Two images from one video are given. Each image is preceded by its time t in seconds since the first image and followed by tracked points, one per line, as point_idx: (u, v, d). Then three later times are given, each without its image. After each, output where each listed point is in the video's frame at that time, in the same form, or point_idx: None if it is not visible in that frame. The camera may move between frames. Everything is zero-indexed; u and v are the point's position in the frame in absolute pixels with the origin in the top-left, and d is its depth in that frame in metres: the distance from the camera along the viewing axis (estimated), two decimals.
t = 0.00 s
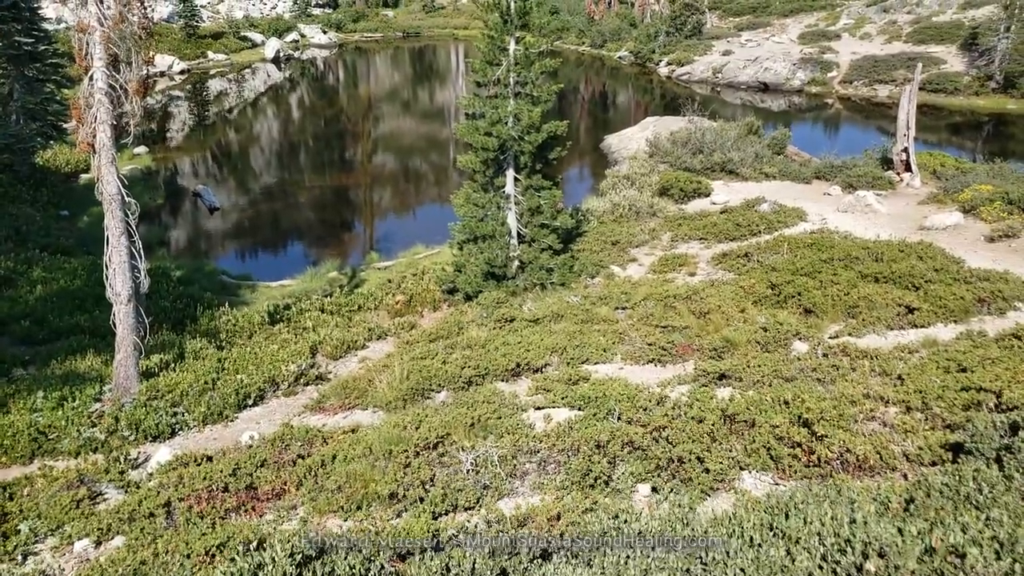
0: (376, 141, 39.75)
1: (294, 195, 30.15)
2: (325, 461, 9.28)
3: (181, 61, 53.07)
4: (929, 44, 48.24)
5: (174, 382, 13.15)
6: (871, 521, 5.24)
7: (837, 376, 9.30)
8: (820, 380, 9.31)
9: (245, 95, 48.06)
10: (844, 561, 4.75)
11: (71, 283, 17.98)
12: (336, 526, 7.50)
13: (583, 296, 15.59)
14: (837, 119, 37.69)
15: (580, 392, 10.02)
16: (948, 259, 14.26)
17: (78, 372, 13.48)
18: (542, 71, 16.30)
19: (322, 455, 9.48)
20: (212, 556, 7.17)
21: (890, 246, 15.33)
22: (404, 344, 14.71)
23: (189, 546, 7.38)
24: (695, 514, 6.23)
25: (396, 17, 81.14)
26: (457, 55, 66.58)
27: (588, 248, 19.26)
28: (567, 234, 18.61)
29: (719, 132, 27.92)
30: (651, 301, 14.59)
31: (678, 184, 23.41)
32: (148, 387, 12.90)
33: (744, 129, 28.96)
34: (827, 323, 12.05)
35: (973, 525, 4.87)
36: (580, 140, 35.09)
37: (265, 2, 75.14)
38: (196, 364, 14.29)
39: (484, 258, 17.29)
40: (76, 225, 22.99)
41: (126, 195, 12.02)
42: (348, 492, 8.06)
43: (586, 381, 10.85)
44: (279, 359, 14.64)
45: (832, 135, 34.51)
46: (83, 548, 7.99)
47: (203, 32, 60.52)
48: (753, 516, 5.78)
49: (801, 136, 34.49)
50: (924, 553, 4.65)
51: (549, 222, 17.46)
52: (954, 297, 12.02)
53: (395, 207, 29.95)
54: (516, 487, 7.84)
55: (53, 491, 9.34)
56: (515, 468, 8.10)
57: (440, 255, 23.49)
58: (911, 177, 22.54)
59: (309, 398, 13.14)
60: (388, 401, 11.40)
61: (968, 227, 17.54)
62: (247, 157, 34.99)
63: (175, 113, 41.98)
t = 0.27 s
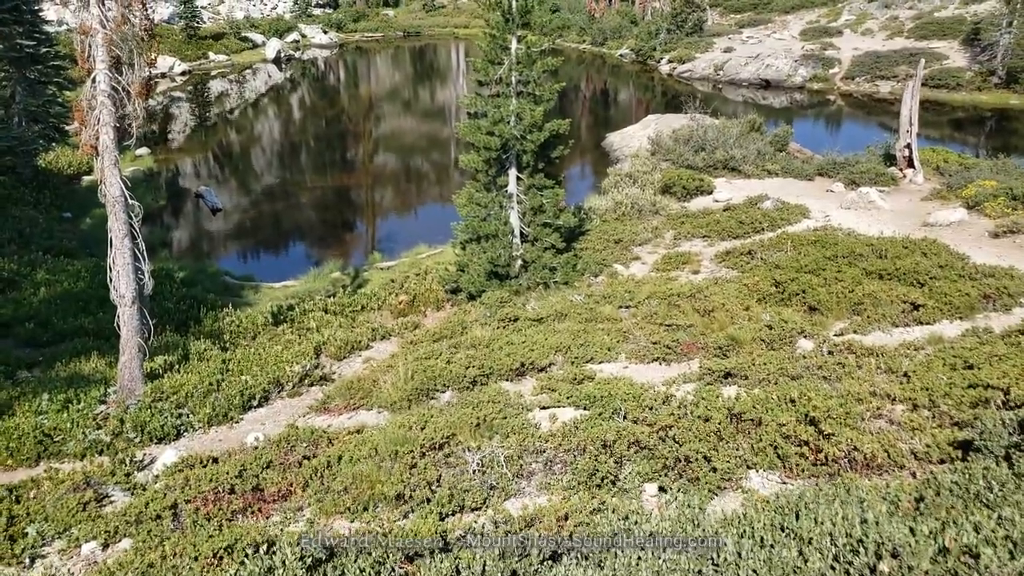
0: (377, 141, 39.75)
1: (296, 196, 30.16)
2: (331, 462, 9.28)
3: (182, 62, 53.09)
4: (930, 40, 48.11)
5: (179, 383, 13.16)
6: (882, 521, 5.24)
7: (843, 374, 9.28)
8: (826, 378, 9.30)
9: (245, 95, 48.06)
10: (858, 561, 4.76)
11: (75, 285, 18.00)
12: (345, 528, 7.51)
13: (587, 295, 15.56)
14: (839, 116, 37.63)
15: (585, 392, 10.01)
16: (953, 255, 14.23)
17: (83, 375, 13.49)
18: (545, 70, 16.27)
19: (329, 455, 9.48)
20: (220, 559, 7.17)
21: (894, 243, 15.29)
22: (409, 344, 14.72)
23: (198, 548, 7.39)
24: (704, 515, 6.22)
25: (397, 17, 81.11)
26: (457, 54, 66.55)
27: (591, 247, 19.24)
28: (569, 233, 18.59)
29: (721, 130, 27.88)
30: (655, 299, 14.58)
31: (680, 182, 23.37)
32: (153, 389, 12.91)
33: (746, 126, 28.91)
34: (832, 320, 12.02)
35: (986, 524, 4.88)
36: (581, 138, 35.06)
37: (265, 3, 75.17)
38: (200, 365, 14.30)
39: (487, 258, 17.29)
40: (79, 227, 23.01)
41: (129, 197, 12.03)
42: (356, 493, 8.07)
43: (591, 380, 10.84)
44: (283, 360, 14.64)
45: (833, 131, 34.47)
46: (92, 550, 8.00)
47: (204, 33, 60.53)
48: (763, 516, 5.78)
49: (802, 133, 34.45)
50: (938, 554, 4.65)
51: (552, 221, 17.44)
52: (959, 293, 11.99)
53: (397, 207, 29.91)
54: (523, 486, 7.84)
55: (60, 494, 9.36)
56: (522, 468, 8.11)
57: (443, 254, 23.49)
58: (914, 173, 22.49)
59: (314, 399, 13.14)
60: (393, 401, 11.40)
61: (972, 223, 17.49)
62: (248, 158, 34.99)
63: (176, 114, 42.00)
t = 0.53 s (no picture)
0: (379, 141, 39.72)
1: (298, 196, 30.17)
2: (336, 462, 9.29)
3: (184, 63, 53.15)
4: (933, 35, 47.93)
5: (183, 385, 13.19)
6: (890, 519, 5.23)
7: (848, 371, 9.25)
8: (831, 375, 9.26)
9: (247, 96, 48.08)
10: (866, 560, 4.75)
11: (79, 287, 18.05)
12: (351, 528, 7.52)
13: (591, 294, 15.52)
14: (841, 112, 37.54)
15: (591, 391, 9.99)
16: (958, 251, 14.17)
17: (88, 376, 13.52)
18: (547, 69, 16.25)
19: (334, 456, 9.49)
20: (226, 560, 7.18)
21: (898, 239, 15.24)
22: (412, 343, 14.73)
23: (205, 549, 7.41)
24: (711, 513, 6.21)
25: (398, 17, 81.14)
26: (458, 53, 66.51)
27: (594, 245, 19.21)
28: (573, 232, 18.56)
29: (724, 126, 27.83)
30: (659, 297, 14.56)
31: (683, 179, 23.33)
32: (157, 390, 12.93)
33: (748, 123, 28.86)
34: (837, 317, 11.98)
35: (995, 522, 4.87)
36: (583, 136, 35.02)
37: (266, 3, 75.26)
38: (205, 366, 14.33)
39: (490, 257, 17.28)
40: (82, 229, 23.05)
41: (132, 199, 12.05)
42: (361, 493, 8.07)
43: (596, 379, 10.83)
44: (288, 360, 14.66)
45: (835, 127, 34.40)
46: (99, 552, 8.03)
47: (205, 34, 60.60)
48: (770, 515, 5.77)
49: (804, 129, 34.38)
50: (946, 553, 4.64)
51: (555, 219, 17.41)
52: (965, 289, 11.95)
53: (399, 207, 29.86)
54: (529, 486, 7.83)
55: (67, 496, 9.38)
56: (527, 467, 8.10)
57: (445, 254, 23.47)
58: (918, 169, 22.42)
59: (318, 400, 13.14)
60: (397, 401, 11.41)
61: (976, 218, 17.42)
62: (251, 158, 35.00)
63: (178, 116, 42.03)
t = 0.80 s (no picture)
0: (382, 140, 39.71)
1: (301, 195, 30.18)
2: (340, 461, 9.30)
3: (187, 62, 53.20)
4: (937, 35, 47.82)
5: (187, 383, 13.20)
6: (897, 520, 5.21)
7: (852, 371, 9.23)
8: (836, 375, 9.25)
9: (250, 95, 48.08)
10: (873, 561, 4.75)
11: (82, 285, 18.07)
12: (354, 527, 7.54)
13: (594, 294, 15.50)
14: (844, 112, 37.46)
15: (594, 390, 9.98)
16: (962, 252, 14.14)
17: (92, 375, 13.54)
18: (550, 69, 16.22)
19: (338, 454, 9.51)
20: (230, 559, 7.18)
21: (902, 239, 15.21)
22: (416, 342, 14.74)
23: (209, 547, 7.42)
24: (716, 514, 6.20)
25: (401, 16, 81.17)
26: (461, 52, 66.51)
27: (597, 245, 19.20)
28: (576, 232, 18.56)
29: (727, 126, 27.80)
30: (662, 297, 14.54)
31: (687, 179, 23.30)
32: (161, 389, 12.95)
33: (752, 123, 28.81)
34: (840, 318, 11.95)
35: (1002, 523, 4.86)
36: (586, 136, 35.02)
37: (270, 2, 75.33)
38: (208, 365, 14.35)
39: (493, 256, 17.28)
40: (86, 227, 23.07)
41: (136, 197, 12.06)
42: (365, 492, 8.09)
43: (600, 379, 10.83)
44: (291, 359, 14.67)
45: (839, 127, 34.36)
46: (103, 550, 8.05)
47: (208, 33, 60.66)
48: (775, 515, 5.76)
49: (808, 129, 34.32)
50: (953, 554, 4.63)
51: (558, 219, 17.39)
52: (969, 290, 11.92)
53: (403, 207, 29.83)
54: (533, 485, 7.84)
55: (71, 494, 9.39)
56: (530, 467, 8.10)
57: (448, 253, 23.47)
58: (922, 169, 22.37)
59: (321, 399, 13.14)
60: (400, 400, 11.41)
61: (981, 219, 17.37)
62: (254, 157, 35.00)
63: (182, 115, 42.07)
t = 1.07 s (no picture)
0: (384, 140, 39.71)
1: (303, 195, 30.19)
2: (343, 460, 9.30)
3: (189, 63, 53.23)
4: (939, 33, 47.74)
5: (190, 383, 13.21)
6: (903, 518, 5.20)
7: (856, 370, 9.21)
8: (839, 374, 9.23)
9: (252, 96, 48.09)
10: (879, 559, 4.74)
11: (85, 286, 18.08)
12: (359, 525, 7.54)
13: (597, 293, 15.48)
14: (846, 110, 37.41)
15: (597, 389, 9.97)
16: (965, 250, 14.11)
17: (95, 375, 13.54)
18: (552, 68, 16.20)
19: (341, 453, 9.51)
20: (235, 558, 7.19)
21: (905, 237, 15.19)
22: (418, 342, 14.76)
23: (214, 546, 7.43)
24: (721, 512, 6.18)
25: (402, 15, 81.21)
26: (463, 52, 66.50)
27: (599, 244, 19.20)
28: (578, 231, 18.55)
29: (729, 125, 27.77)
30: (665, 296, 14.53)
31: (689, 178, 23.28)
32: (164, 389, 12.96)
33: (754, 121, 28.78)
34: (844, 316, 11.92)
35: (1009, 520, 4.85)
36: (588, 135, 35.03)
37: (271, 2, 75.39)
38: (211, 364, 14.36)
39: (495, 256, 17.28)
40: (88, 228, 23.09)
41: (138, 197, 12.07)
42: (369, 490, 8.09)
43: (603, 378, 10.82)
44: (293, 359, 14.68)
45: (841, 126, 34.30)
46: (108, 549, 8.05)
47: (210, 33, 60.70)
48: (780, 513, 5.74)
49: (810, 128, 34.27)
50: (960, 552, 4.62)
51: (560, 218, 17.38)
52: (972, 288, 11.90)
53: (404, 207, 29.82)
54: (536, 483, 7.83)
55: (74, 494, 9.39)
56: (534, 465, 8.09)
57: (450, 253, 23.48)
58: (924, 167, 22.31)
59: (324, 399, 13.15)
60: (403, 400, 11.42)
61: (984, 217, 17.33)
62: (256, 158, 35.00)
63: (183, 115, 42.08)
